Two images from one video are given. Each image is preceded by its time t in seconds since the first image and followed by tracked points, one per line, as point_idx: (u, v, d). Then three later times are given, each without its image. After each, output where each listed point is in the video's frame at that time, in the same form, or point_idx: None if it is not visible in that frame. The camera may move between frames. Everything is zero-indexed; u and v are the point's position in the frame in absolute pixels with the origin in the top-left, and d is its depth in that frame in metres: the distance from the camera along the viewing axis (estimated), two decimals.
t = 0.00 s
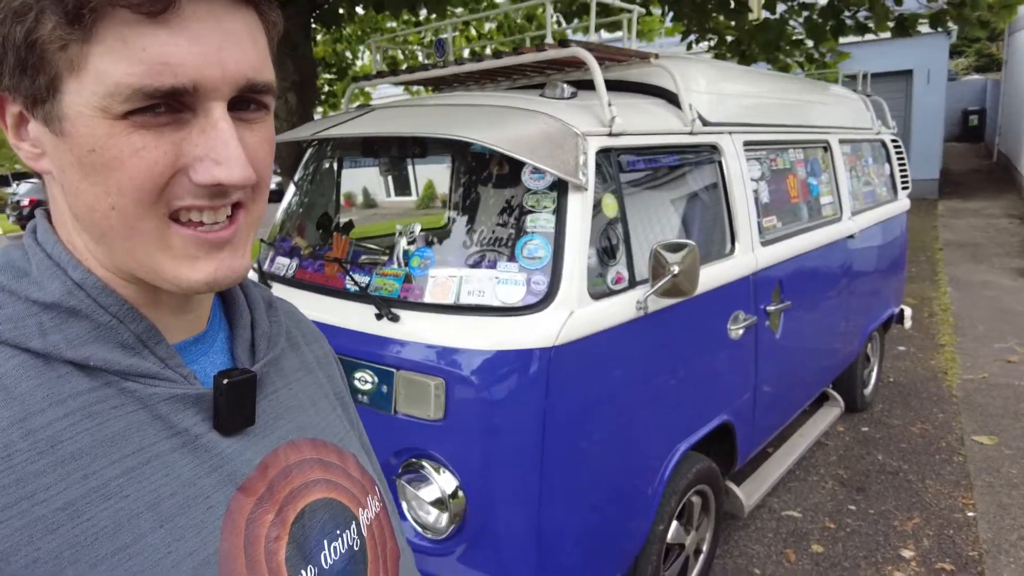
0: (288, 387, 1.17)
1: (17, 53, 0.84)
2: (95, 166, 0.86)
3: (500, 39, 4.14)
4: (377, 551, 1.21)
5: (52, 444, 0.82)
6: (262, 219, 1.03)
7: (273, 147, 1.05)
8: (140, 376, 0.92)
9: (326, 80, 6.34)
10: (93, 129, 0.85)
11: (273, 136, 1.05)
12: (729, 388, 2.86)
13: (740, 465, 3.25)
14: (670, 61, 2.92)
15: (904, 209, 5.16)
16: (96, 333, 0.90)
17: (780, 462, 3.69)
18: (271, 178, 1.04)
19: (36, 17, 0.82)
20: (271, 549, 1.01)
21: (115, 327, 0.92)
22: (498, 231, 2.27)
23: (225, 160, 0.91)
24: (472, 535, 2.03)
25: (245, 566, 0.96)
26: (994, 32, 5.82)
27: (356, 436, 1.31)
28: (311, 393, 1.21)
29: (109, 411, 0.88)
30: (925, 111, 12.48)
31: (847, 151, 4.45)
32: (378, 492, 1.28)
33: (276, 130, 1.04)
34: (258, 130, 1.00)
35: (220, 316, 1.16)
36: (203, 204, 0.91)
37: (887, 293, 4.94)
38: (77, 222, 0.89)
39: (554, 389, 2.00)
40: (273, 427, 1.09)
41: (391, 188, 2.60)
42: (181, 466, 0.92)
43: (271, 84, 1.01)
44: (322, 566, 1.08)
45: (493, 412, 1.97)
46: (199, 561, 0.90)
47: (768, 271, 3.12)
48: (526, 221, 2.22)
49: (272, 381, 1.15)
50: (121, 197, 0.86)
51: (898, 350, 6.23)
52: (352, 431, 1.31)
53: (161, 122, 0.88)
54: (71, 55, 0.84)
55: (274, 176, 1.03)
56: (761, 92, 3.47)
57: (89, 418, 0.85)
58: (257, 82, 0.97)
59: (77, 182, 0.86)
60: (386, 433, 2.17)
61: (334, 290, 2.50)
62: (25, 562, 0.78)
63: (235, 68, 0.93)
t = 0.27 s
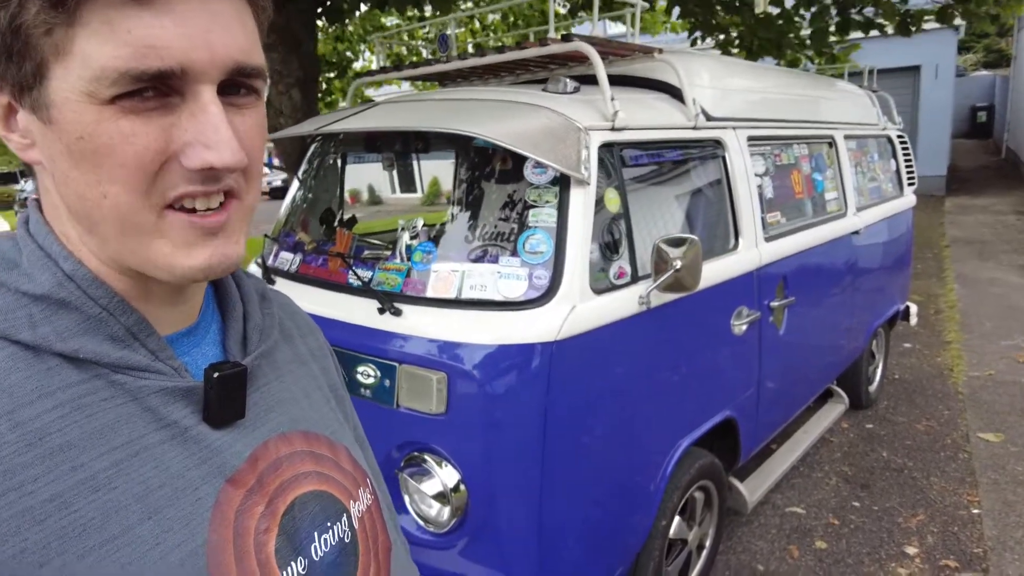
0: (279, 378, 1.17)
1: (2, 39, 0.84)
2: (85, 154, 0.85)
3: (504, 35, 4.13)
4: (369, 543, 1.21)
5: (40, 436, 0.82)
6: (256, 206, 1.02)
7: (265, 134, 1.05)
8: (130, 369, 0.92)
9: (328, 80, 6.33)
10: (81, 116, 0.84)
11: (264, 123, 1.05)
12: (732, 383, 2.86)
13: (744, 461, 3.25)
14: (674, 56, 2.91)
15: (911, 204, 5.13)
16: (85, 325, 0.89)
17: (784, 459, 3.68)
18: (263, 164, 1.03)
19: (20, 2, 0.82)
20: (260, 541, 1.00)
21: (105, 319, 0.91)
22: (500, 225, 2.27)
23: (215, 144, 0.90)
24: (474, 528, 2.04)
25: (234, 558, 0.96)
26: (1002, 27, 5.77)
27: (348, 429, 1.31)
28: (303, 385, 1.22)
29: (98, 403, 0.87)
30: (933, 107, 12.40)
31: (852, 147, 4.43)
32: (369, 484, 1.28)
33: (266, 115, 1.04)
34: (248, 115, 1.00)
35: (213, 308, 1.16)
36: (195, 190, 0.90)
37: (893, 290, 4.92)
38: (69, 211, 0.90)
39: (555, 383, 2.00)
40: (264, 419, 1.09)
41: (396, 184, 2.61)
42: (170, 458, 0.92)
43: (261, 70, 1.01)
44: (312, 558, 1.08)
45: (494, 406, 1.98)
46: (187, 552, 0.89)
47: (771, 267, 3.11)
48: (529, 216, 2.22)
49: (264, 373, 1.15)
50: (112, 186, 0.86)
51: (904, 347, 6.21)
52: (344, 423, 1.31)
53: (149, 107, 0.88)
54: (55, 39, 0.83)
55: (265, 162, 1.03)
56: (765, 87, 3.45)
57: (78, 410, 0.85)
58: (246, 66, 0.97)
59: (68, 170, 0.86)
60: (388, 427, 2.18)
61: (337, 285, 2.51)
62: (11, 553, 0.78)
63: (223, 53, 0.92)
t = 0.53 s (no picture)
0: (282, 378, 1.16)
1: None
2: (82, 158, 0.85)
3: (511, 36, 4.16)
4: (370, 542, 1.21)
5: (44, 439, 0.82)
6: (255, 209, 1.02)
7: (264, 136, 1.04)
8: (133, 371, 0.92)
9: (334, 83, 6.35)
10: (78, 120, 0.84)
11: (263, 125, 1.04)
12: (738, 383, 2.87)
13: (750, 460, 3.26)
14: (679, 57, 2.93)
15: (918, 204, 5.12)
16: (87, 328, 0.89)
17: (791, 458, 3.68)
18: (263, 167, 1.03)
19: (17, 7, 0.82)
20: (263, 541, 1.00)
21: (107, 323, 0.91)
22: (507, 226, 2.29)
23: (211, 146, 0.90)
24: (480, 526, 2.06)
25: (236, 558, 0.96)
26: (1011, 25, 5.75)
27: (351, 427, 1.31)
28: (305, 385, 1.20)
29: (101, 405, 0.87)
30: (942, 105, 12.35)
31: (859, 147, 4.43)
32: (371, 482, 1.28)
33: (265, 118, 1.03)
34: (246, 118, 0.99)
35: (214, 309, 1.15)
36: (192, 192, 0.90)
37: (900, 289, 4.91)
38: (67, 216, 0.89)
39: (560, 381, 2.03)
40: (267, 419, 1.08)
41: (406, 185, 2.64)
42: (173, 460, 0.92)
43: (258, 71, 1.01)
44: (314, 557, 1.08)
45: (499, 405, 2.00)
46: (190, 553, 0.90)
47: (777, 267, 3.11)
48: (535, 217, 2.24)
49: (266, 374, 1.13)
50: (110, 190, 0.86)
51: (912, 347, 6.20)
52: (347, 421, 1.31)
53: (146, 111, 0.87)
54: (52, 45, 0.84)
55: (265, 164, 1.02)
56: (771, 87, 3.46)
57: (80, 413, 0.85)
58: (242, 69, 0.96)
59: (66, 175, 0.86)
60: (396, 425, 2.20)
61: (346, 285, 2.53)
62: (15, 555, 0.78)
63: (219, 55, 0.92)
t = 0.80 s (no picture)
0: (288, 383, 1.16)
1: (12, 55, 0.84)
2: (91, 165, 0.86)
3: (523, 38, 4.17)
4: (379, 543, 1.22)
5: (57, 445, 0.81)
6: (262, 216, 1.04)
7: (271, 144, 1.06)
8: (143, 377, 0.92)
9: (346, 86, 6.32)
10: (88, 128, 0.85)
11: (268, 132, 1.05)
12: (750, 385, 2.86)
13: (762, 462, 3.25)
14: (691, 59, 2.92)
15: (933, 206, 5.08)
16: (99, 335, 0.90)
17: (803, 461, 3.67)
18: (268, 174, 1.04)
19: (26, 17, 0.83)
20: (274, 544, 1.01)
21: (117, 329, 0.92)
22: (519, 228, 2.30)
23: (218, 154, 0.92)
24: (491, 526, 2.07)
25: (248, 561, 0.97)
26: None
27: (358, 429, 1.31)
28: (311, 389, 1.20)
29: (113, 411, 0.87)
30: (957, 106, 12.24)
31: (873, 148, 4.40)
32: (379, 485, 1.28)
33: (270, 126, 1.04)
34: (251, 126, 1.01)
35: (222, 315, 1.16)
36: (199, 199, 0.91)
37: (915, 291, 4.87)
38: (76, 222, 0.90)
39: (572, 384, 2.03)
40: (274, 423, 1.09)
41: (417, 185, 2.68)
42: (184, 465, 0.92)
43: (265, 82, 1.02)
44: (325, 559, 1.09)
45: (511, 406, 2.01)
46: (203, 555, 0.91)
47: (790, 269, 3.10)
48: (547, 219, 2.25)
49: (273, 378, 1.14)
50: (116, 196, 0.87)
51: (926, 349, 6.15)
52: (353, 424, 1.31)
53: (154, 119, 0.88)
54: (63, 54, 0.84)
55: (270, 171, 1.03)
56: (784, 88, 3.45)
57: (92, 419, 0.85)
58: (248, 80, 0.97)
59: (74, 181, 0.87)
60: (409, 425, 2.22)
61: (360, 286, 2.55)
62: (32, 561, 0.77)
63: (225, 66, 0.93)
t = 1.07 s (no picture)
0: (303, 382, 1.17)
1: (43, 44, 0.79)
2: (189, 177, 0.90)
3: (535, 40, 4.19)
4: (391, 539, 1.24)
5: (83, 443, 0.83)
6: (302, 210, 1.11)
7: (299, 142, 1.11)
8: (166, 376, 0.92)
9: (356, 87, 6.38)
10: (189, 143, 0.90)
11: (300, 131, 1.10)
12: (762, 388, 2.86)
13: (772, 465, 3.25)
14: (705, 61, 2.93)
15: (946, 209, 5.06)
16: (122, 335, 0.89)
17: (813, 464, 3.66)
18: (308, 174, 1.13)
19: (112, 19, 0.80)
20: (291, 542, 1.02)
21: (140, 329, 0.91)
22: (533, 229, 2.32)
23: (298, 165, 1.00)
24: (503, 525, 2.09)
25: (265, 558, 0.99)
26: None
27: (371, 427, 1.31)
28: (325, 388, 1.21)
29: (136, 411, 0.89)
30: (970, 108, 12.16)
31: (886, 151, 4.39)
32: (392, 482, 1.30)
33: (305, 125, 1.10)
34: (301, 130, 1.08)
35: (235, 318, 1.17)
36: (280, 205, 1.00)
37: (926, 295, 4.85)
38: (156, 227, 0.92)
39: (585, 383, 2.05)
40: (290, 422, 1.09)
41: (428, 187, 2.73)
42: (204, 464, 0.94)
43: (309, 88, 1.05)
44: (338, 556, 1.10)
45: (524, 407, 2.03)
46: (224, 551, 0.93)
47: (802, 272, 3.10)
48: (561, 220, 2.26)
49: (289, 378, 1.14)
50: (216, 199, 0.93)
51: (937, 353, 6.12)
52: (366, 421, 1.31)
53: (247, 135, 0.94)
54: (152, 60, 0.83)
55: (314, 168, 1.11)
56: (797, 91, 3.45)
57: (115, 418, 0.87)
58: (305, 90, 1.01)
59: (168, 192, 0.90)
60: (422, 424, 2.24)
61: (374, 285, 2.57)
62: (61, 556, 0.80)
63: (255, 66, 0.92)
